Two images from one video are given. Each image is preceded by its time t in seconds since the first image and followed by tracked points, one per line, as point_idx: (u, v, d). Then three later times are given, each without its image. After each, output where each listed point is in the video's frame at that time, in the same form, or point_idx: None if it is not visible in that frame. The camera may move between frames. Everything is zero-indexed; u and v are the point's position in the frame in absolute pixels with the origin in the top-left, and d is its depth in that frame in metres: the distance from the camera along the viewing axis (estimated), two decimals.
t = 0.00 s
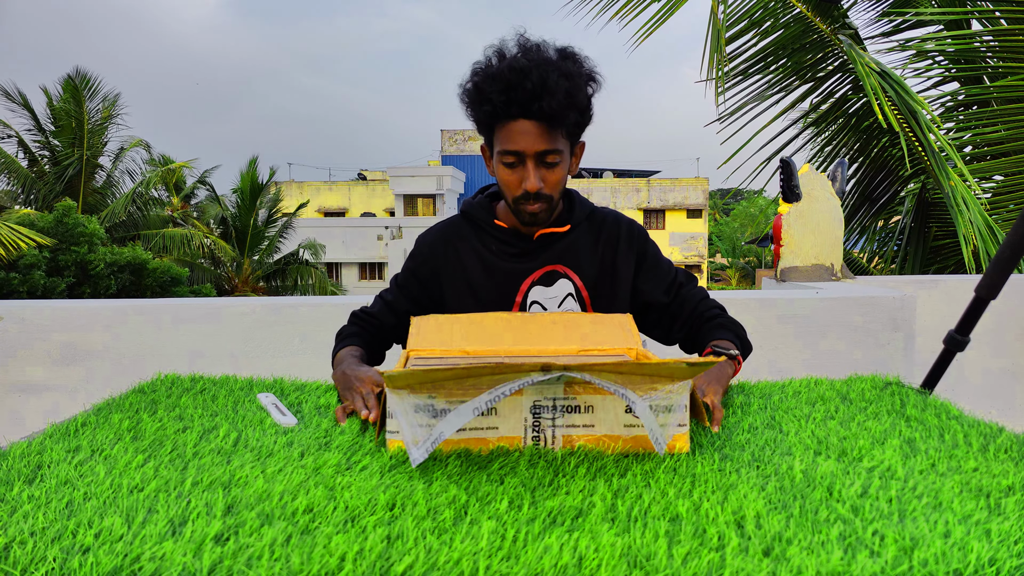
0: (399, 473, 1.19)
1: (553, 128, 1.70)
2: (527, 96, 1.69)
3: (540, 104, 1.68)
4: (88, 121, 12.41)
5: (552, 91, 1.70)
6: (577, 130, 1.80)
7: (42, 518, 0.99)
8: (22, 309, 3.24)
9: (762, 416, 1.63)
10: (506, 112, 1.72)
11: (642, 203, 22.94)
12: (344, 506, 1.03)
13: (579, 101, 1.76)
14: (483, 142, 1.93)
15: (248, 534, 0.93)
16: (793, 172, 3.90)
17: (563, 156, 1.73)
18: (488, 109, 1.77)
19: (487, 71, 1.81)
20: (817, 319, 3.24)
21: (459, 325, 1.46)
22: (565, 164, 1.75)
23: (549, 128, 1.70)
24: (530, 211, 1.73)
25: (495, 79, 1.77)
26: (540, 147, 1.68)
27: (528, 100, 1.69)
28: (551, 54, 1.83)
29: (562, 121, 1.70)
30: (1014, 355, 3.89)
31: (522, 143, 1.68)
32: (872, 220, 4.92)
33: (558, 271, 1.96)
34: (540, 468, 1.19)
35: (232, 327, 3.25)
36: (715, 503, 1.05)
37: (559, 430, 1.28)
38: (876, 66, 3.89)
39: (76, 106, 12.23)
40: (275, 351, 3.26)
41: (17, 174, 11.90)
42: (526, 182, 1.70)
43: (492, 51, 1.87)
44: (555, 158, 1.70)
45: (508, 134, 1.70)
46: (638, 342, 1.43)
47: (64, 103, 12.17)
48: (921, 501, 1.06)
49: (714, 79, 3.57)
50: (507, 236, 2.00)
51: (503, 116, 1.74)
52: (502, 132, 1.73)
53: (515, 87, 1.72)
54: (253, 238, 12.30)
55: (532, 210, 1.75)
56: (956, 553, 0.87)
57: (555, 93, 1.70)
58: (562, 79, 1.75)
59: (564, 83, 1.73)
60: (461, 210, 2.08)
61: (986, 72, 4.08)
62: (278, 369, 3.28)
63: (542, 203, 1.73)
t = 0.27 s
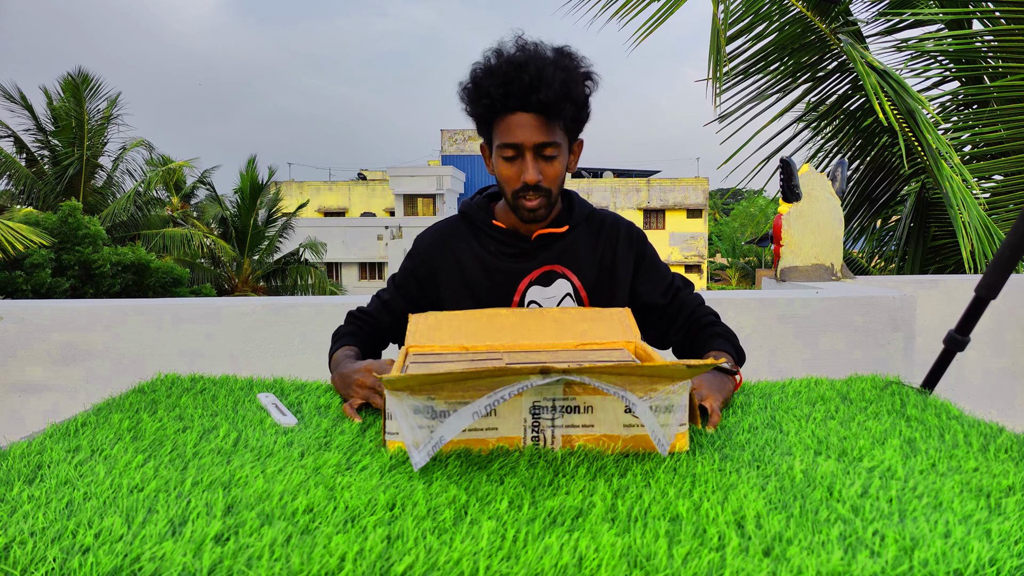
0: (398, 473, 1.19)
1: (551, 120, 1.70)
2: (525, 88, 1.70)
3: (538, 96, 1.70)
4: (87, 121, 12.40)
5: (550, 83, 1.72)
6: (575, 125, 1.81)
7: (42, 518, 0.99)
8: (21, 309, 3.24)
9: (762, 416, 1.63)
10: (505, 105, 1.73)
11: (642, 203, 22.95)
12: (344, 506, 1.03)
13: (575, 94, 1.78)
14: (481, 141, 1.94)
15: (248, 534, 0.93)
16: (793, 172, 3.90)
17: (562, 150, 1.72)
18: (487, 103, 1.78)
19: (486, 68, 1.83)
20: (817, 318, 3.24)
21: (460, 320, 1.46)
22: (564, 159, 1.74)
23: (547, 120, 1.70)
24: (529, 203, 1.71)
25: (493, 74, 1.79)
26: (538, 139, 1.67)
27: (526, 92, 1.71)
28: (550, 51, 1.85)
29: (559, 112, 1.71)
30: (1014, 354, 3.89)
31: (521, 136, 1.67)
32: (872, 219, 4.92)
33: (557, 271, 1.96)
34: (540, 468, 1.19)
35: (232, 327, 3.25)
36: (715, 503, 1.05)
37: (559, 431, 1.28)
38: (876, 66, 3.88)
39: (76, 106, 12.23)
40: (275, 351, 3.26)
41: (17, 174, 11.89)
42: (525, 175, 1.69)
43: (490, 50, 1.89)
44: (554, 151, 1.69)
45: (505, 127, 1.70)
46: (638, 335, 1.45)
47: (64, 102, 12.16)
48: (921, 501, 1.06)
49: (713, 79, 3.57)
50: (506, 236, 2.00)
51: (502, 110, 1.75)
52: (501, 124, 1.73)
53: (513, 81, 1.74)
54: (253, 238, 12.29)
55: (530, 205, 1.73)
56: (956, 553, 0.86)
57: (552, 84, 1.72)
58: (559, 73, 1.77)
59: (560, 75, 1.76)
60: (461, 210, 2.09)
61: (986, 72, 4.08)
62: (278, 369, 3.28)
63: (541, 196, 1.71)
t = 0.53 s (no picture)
0: (398, 473, 1.19)
1: (553, 114, 1.71)
2: (528, 82, 1.71)
3: (539, 90, 1.71)
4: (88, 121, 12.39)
5: (552, 77, 1.73)
6: (575, 121, 1.82)
7: (42, 518, 0.99)
8: (21, 309, 3.24)
9: (762, 416, 1.63)
10: (507, 99, 1.74)
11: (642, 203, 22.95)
12: (344, 506, 1.03)
13: (577, 89, 1.79)
14: (481, 138, 1.94)
15: (248, 534, 0.93)
16: (793, 172, 3.91)
17: (563, 146, 1.73)
18: (489, 97, 1.79)
19: (487, 64, 1.84)
20: (817, 319, 3.24)
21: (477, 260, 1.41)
22: (564, 154, 1.75)
23: (550, 113, 1.71)
24: (530, 195, 1.68)
25: (494, 69, 1.80)
26: (540, 134, 1.68)
27: (529, 86, 1.72)
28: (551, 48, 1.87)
29: (560, 107, 1.72)
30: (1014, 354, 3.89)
31: (522, 129, 1.69)
32: (871, 219, 4.93)
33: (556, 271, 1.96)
34: (540, 469, 1.20)
35: (232, 327, 3.25)
36: (715, 502, 1.05)
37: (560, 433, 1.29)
38: (875, 65, 3.89)
39: (76, 106, 12.22)
40: (275, 351, 3.26)
41: (17, 174, 11.88)
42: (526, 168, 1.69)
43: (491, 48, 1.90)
44: (555, 145, 1.70)
45: (507, 122, 1.71)
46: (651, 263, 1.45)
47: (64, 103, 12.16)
48: (921, 501, 1.05)
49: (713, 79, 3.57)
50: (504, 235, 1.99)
51: (504, 104, 1.76)
52: (502, 118, 1.74)
53: (516, 75, 1.74)
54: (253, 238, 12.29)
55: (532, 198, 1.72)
56: (956, 553, 0.86)
57: (554, 78, 1.74)
58: (561, 68, 1.78)
59: (561, 69, 1.77)
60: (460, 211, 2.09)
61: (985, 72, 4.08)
62: (278, 369, 3.28)
63: (542, 190, 1.69)
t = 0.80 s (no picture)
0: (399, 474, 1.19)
1: (554, 116, 1.72)
2: (529, 82, 1.71)
3: (541, 91, 1.71)
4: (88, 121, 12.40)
5: (553, 78, 1.73)
6: (576, 121, 1.82)
7: (42, 518, 0.99)
8: (21, 309, 3.24)
9: (762, 416, 1.63)
10: (509, 99, 1.74)
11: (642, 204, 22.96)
12: (344, 506, 1.03)
13: (577, 88, 1.79)
14: (482, 138, 1.95)
15: (248, 534, 0.93)
16: (793, 172, 3.91)
17: (563, 146, 1.74)
18: (490, 96, 1.78)
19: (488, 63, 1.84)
20: (817, 319, 3.24)
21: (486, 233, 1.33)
22: (565, 154, 1.75)
23: (551, 115, 1.72)
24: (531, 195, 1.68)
25: (495, 68, 1.80)
26: (540, 135, 1.70)
27: (530, 86, 1.72)
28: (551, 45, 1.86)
29: (561, 107, 1.73)
30: (1013, 354, 3.88)
31: (523, 129, 1.70)
32: (870, 219, 4.94)
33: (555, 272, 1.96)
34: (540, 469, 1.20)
35: (232, 327, 3.25)
36: (715, 503, 1.05)
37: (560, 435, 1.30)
38: (873, 66, 3.89)
39: (77, 106, 12.23)
40: (275, 351, 3.26)
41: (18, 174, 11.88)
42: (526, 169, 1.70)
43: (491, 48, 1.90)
44: (556, 145, 1.71)
45: (509, 122, 1.72)
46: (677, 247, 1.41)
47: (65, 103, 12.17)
48: (921, 501, 1.06)
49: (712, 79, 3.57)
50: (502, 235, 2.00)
51: (506, 104, 1.75)
52: (503, 118, 1.74)
53: (516, 75, 1.74)
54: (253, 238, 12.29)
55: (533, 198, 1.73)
56: (956, 553, 0.86)
57: (554, 78, 1.74)
58: (562, 67, 1.78)
59: (561, 68, 1.78)
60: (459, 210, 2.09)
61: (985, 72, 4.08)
62: (278, 369, 3.28)
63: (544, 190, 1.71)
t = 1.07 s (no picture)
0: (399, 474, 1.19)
1: (555, 116, 1.72)
2: (528, 83, 1.71)
3: (540, 91, 1.71)
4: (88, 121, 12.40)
5: (553, 78, 1.73)
6: (575, 122, 1.82)
7: (42, 518, 0.99)
8: (21, 309, 3.24)
9: (762, 416, 1.63)
10: (508, 99, 1.74)
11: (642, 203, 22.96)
12: (344, 506, 1.03)
13: (577, 89, 1.79)
14: (482, 138, 1.95)
15: (248, 534, 0.93)
16: (793, 172, 3.89)
17: (563, 146, 1.73)
18: (490, 97, 1.79)
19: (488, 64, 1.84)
20: (817, 318, 3.24)
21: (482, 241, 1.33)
22: (565, 155, 1.75)
23: (551, 115, 1.71)
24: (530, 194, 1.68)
25: (495, 69, 1.80)
26: (540, 135, 1.69)
27: (529, 87, 1.72)
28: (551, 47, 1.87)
29: (560, 108, 1.72)
30: (1013, 354, 3.88)
31: (523, 130, 1.70)
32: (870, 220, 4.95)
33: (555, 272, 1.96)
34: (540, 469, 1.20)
35: (233, 327, 3.25)
36: (715, 503, 1.05)
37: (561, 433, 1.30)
38: (870, 66, 3.90)
39: (76, 106, 12.24)
40: (275, 351, 3.26)
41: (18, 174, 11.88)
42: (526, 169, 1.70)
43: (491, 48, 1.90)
44: (556, 145, 1.70)
45: (508, 123, 1.73)
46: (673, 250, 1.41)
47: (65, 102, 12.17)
48: (921, 501, 1.05)
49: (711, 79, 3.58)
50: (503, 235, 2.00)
51: (506, 105, 1.76)
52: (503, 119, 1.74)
53: (516, 76, 1.74)
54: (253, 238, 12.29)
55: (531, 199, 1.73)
56: (956, 553, 0.86)
57: (554, 79, 1.74)
58: (562, 68, 1.78)
59: (561, 69, 1.78)
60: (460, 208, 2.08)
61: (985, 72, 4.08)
62: (278, 369, 3.28)
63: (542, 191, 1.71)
